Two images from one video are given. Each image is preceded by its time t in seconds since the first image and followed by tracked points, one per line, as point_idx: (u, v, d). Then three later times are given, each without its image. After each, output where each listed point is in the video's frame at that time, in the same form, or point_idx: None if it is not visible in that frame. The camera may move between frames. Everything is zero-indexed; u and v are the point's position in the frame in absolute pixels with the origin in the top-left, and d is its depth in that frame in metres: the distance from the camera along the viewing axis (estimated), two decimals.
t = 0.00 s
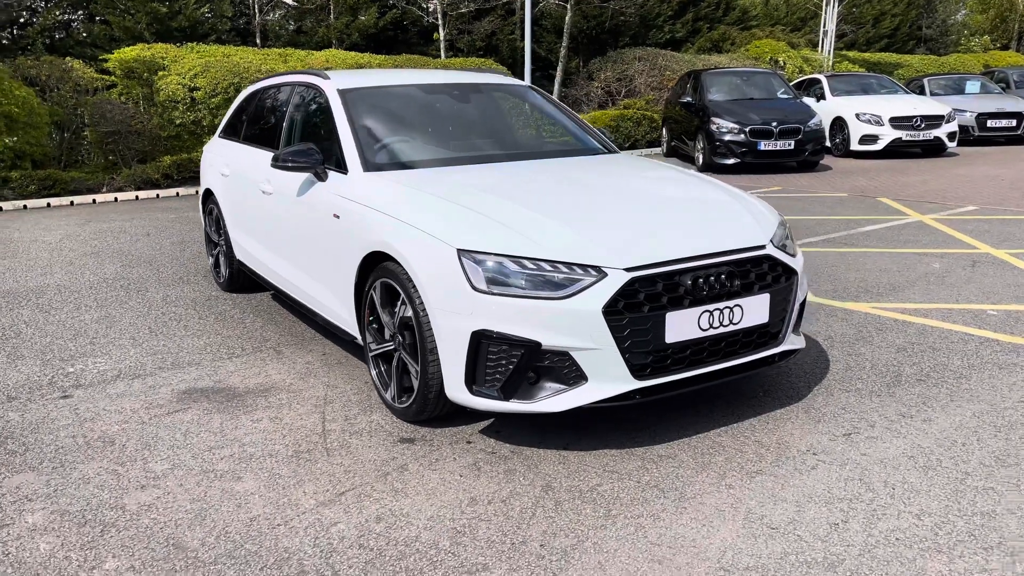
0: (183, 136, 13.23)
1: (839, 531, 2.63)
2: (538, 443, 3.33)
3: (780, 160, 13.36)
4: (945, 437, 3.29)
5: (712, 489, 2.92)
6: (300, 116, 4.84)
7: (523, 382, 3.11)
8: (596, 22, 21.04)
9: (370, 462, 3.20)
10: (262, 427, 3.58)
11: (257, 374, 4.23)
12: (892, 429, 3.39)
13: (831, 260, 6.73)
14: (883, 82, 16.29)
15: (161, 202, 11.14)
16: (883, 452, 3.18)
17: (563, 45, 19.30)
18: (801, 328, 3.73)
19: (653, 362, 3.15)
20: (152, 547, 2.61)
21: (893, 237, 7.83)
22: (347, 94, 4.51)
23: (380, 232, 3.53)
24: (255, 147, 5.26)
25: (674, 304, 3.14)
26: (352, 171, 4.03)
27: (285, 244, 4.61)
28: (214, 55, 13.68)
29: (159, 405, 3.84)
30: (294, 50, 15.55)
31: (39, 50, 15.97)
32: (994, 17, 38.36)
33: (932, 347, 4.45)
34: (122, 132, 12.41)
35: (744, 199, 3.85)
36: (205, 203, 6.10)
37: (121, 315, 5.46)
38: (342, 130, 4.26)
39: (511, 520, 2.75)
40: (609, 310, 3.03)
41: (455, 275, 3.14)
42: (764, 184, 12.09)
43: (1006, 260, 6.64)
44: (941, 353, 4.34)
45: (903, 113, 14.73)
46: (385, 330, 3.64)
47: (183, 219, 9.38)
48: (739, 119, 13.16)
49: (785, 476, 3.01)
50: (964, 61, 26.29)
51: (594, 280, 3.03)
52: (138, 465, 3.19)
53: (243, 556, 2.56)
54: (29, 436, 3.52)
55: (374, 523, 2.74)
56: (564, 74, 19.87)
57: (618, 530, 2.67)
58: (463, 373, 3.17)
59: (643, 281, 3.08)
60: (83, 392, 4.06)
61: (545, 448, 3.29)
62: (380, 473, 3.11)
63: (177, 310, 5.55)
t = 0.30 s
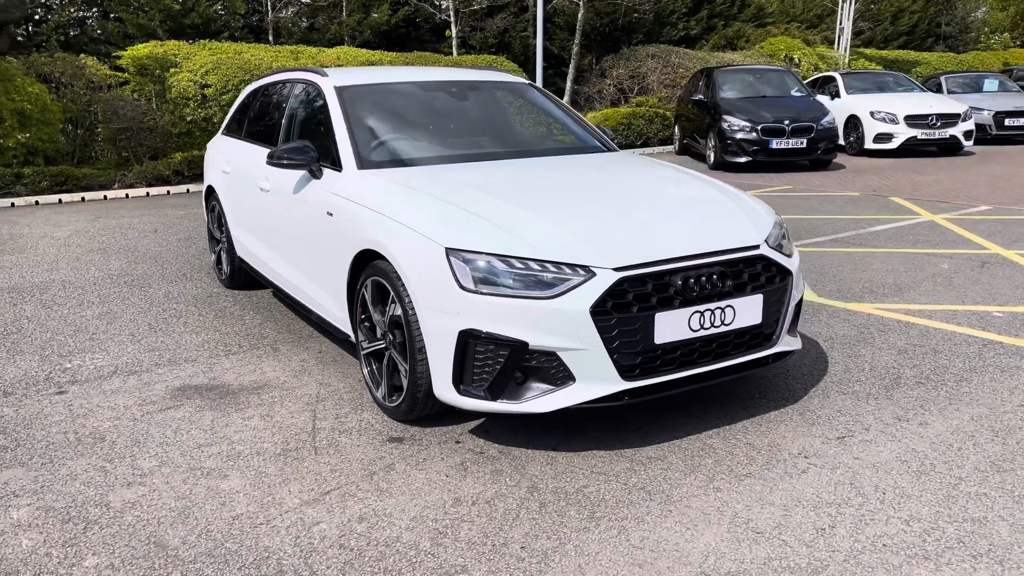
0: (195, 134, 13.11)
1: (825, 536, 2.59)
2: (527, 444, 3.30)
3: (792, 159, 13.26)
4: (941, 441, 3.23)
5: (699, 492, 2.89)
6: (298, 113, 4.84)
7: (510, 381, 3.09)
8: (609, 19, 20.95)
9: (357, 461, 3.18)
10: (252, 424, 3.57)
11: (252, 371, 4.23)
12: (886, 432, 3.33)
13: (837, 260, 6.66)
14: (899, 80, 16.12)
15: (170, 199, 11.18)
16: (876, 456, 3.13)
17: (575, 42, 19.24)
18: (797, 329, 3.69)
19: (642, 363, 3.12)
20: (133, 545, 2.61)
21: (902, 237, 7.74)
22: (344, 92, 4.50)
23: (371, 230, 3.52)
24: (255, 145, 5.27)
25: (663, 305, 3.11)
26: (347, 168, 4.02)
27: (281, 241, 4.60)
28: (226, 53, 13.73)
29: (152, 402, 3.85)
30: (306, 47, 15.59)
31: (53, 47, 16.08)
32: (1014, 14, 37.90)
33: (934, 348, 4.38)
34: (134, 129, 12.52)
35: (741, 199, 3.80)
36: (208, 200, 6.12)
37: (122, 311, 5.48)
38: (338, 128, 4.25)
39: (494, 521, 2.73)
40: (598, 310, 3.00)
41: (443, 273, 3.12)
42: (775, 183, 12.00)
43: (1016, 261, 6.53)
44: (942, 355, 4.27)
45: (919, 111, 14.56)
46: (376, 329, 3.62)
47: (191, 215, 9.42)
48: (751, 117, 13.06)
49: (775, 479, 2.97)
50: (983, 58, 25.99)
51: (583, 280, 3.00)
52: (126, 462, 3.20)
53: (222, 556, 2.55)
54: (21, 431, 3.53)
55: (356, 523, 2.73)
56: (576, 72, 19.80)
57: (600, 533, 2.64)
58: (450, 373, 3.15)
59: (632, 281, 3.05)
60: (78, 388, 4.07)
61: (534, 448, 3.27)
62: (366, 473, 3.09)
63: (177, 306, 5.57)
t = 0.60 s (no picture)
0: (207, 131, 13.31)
1: (812, 548, 2.52)
2: (514, 448, 3.24)
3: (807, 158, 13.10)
4: (939, 451, 3.14)
5: (685, 501, 2.82)
6: (295, 110, 4.80)
7: (494, 385, 3.03)
8: (625, 16, 20.82)
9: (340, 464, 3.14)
10: (239, 424, 3.53)
11: (244, 370, 4.20)
12: (884, 441, 3.24)
13: (845, 261, 6.55)
14: (919, 79, 15.89)
15: (181, 195, 11.21)
16: (870, 465, 3.04)
17: (590, 39, 19.13)
18: (794, 332, 3.60)
19: (630, 367, 3.05)
20: (105, 547, 2.58)
21: (915, 238, 7.59)
22: (339, 88, 4.45)
23: (359, 229, 3.47)
24: (254, 142, 5.24)
25: (653, 308, 3.04)
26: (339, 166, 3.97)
27: (276, 239, 4.57)
28: (240, 49, 13.77)
29: (141, 400, 3.82)
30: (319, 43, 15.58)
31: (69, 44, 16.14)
32: None
33: (938, 354, 4.27)
34: (147, 125, 12.52)
35: (738, 200, 3.71)
36: (210, 197, 6.10)
37: (122, 307, 5.48)
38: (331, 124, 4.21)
39: (473, 527, 2.67)
40: (584, 313, 2.93)
41: (428, 274, 3.07)
42: (789, 182, 11.86)
43: None
44: (948, 361, 4.16)
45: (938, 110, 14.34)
46: (365, 329, 3.57)
47: (199, 212, 9.43)
48: (766, 115, 12.91)
49: (764, 488, 2.89)
50: (1006, 57, 25.61)
51: (570, 281, 2.94)
52: (107, 462, 3.17)
53: (194, 560, 2.50)
54: (8, 429, 3.51)
55: (333, 528, 2.68)
56: (591, 69, 19.69)
57: (580, 542, 2.57)
58: (434, 375, 3.10)
59: (620, 282, 2.98)
60: (69, 385, 4.05)
61: (520, 452, 3.21)
62: (348, 476, 3.04)
63: (176, 303, 5.55)
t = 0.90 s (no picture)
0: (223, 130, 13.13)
1: (797, 569, 2.44)
2: (500, 457, 3.19)
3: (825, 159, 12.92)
4: (938, 467, 3.05)
5: (670, 516, 2.75)
6: (294, 111, 4.77)
7: (479, 394, 2.97)
8: (644, 15, 20.69)
9: (323, 472, 3.10)
10: (226, 428, 3.50)
11: (237, 373, 4.17)
12: (881, 456, 3.15)
13: (856, 267, 6.42)
14: (942, 79, 15.64)
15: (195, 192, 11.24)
16: (865, 481, 2.95)
17: (608, 37, 19.00)
18: (792, 343, 3.51)
19: (618, 377, 2.98)
20: (78, 555, 2.55)
21: (931, 243, 7.45)
22: (337, 88, 4.42)
23: (348, 233, 3.43)
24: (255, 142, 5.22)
25: (641, 316, 2.97)
26: (332, 167, 3.93)
27: (272, 240, 4.54)
28: (255, 47, 13.78)
29: (132, 402, 3.80)
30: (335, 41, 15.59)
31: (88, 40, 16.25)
32: None
33: (945, 365, 4.16)
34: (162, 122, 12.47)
35: (735, 205, 3.63)
36: (213, 196, 6.09)
37: (123, 306, 5.48)
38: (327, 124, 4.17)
39: (451, 540, 2.62)
40: (570, 321, 2.87)
41: (413, 280, 3.02)
42: (805, 183, 11.71)
43: None
44: (953, 372, 4.05)
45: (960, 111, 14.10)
46: (354, 334, 3.52)
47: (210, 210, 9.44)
48: (783, 115, 12.76)
49: (753, 504, 2.81)
50: None
51: (556, 289, 2.87)
52: (90, 466, 3.15)
53: (166, 569, 2.46)
54: None
55: (310, 538, 2.64)
56: (609, 68, 19.57)
57: (558, 558, 2.52)
58: (418, 383, 3.04)
59: (609, 291, 2.91)
60: (62, 385, 4.05)
61: (505, 462, 3.15)
62: (330, 484, 3.00)
63: (178, 303, 5.54)
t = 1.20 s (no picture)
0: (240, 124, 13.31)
1: None
2: (487, 460, 3.15)
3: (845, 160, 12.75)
4: (935, 478, 2.97)
5: (654, 523, 2.69)
6: (295, 108, 4.77)
7: (463, 396, 2.92)
8: (664, 12, 20.55)
9: (308, 471, 3.07)
10: (216, 425, 3.49)
11: (233, 369, 4.16)
12: (877, 465, 3.07)
13: (868, 269, 6.31)
14: (967, 79, 15.37)
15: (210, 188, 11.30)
16: (858, 491, 2.88)
17: (628, 35, 18.88)
18: (789, 347, 3.44)
19: (605, 381, 2.93)
20: (55, 552, 2.54)
21: (948, 245, 7.30)
22: (338, 85, 4.40)
23: (339, 232, 3.41)
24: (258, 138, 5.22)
25: (630, 319, 2.92)
26: (328, 165, 3.91)
27: (271, 235, 4.53)
28: (274, 43, 13.83)
29: (125, 398, 3.81)
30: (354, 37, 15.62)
31: (109, 36, 16.40)
32: None
33: (951, 372, 4.06)
34: (180, 118, 12.58)
35: (733, 207, 3.56)
36: (220, 191, 6.10)
37: (127, 301, 5.50)
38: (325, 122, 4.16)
39: (429, 545, 2.58)
40: (556, 323, 2.82)
41: (399, 279, 2.98)
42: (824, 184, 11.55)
43: None
44: (959, 380, 3.95)
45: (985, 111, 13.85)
46: (344, 333, 3.49)
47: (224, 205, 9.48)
48: (802, 115, 12.60)
49: (740, 513, 2.75)
50: None
51: (544, 290, 2.83)
52: (77, 462, 3.15)
53: (140, 569, 2.45)
54: None
55: (287, 539, 2.61)
56: (628, 66, 19.45)
57: (537, 565, 2.47)
58: (404, 384, 3.01)
59: (597, 293, 2.86)
60: (59, 380, 4.07)
61: (493, 465, 3.11)
62: (313, 485, 2.97)
63: (182, 298, 5.56)
